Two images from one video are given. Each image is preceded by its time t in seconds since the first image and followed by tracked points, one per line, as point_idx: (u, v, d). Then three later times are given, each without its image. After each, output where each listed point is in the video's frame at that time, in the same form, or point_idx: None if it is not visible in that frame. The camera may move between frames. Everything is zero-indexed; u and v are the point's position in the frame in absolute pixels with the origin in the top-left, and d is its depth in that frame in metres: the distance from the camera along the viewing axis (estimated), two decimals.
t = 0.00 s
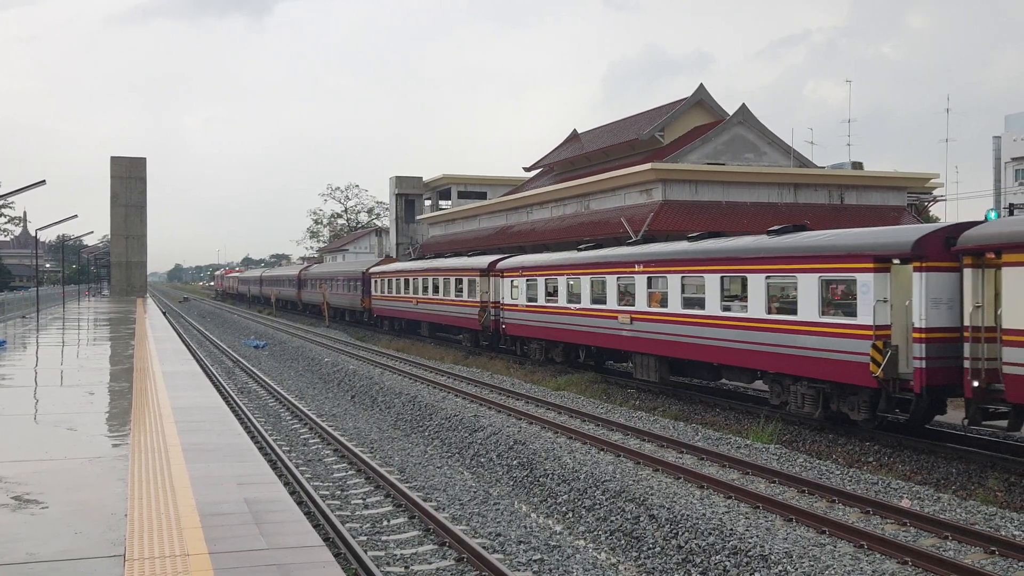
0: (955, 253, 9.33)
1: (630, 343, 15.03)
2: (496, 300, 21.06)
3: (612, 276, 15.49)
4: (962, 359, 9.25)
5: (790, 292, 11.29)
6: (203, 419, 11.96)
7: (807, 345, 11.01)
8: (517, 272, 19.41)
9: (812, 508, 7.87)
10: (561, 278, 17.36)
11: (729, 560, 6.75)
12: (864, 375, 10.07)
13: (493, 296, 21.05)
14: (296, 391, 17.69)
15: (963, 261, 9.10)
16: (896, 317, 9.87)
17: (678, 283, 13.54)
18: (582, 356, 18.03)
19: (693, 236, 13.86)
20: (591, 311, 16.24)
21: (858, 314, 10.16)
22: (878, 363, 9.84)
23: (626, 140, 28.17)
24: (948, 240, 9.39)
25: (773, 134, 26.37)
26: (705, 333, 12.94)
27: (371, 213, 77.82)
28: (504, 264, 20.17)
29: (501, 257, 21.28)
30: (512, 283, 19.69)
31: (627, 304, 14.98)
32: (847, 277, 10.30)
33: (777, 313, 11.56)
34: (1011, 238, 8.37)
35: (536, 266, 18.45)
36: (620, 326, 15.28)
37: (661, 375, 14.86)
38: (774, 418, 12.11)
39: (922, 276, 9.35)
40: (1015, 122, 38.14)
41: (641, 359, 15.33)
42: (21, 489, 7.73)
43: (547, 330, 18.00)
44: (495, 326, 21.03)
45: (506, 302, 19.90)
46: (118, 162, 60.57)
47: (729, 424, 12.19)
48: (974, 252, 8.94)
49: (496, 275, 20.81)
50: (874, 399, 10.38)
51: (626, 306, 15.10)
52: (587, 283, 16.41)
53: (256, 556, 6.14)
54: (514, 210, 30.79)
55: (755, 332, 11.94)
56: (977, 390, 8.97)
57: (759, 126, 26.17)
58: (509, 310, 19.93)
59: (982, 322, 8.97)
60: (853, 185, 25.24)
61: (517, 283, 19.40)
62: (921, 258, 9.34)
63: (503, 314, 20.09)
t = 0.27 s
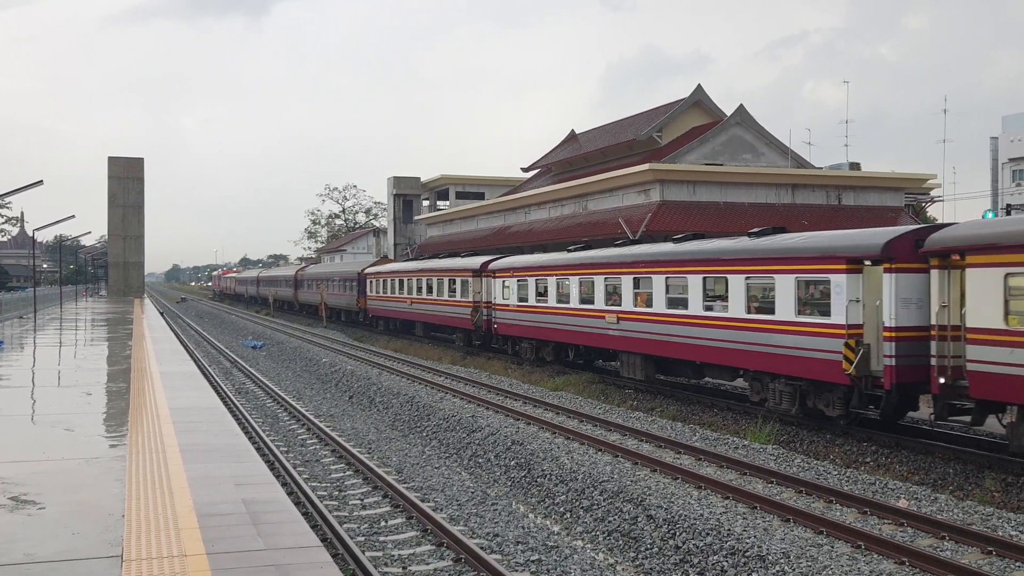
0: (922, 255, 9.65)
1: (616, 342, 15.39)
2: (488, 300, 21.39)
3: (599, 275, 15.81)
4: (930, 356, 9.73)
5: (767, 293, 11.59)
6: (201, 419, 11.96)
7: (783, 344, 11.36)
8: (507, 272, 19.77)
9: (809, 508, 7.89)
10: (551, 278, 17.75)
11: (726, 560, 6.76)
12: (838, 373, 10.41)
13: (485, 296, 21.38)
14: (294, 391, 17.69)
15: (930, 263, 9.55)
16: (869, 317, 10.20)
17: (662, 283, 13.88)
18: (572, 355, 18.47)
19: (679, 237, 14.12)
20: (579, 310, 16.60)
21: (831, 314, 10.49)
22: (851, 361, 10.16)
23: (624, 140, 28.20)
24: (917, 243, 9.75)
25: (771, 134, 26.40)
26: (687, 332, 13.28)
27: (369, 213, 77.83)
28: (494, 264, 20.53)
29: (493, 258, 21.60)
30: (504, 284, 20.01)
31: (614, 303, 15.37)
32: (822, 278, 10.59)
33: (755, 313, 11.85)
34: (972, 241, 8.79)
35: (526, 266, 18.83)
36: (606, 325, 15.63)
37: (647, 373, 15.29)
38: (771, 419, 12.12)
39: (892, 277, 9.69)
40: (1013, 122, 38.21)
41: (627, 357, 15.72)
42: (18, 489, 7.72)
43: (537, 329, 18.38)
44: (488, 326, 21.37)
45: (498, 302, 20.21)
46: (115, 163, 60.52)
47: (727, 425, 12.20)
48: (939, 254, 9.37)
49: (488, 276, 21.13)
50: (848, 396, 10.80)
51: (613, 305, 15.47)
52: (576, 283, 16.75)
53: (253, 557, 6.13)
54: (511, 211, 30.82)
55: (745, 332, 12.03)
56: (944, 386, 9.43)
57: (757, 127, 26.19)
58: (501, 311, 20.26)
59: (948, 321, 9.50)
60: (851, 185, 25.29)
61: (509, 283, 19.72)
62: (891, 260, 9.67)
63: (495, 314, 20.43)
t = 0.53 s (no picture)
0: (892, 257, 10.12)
1: (604, 341, 15.83)
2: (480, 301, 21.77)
3: (589, 276, 16.28)
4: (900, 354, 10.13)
5: (746, 293, 12.04)
6: (199, 420, 11.95)
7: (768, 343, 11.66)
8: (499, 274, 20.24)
9: (807, 509, 7.90)
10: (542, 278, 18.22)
11: (724, 560, 6.77)
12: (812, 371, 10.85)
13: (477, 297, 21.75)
14: (292, 391, 17.70)
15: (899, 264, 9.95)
16: (842, 317, 10.67)
17: (647, 284, 14.34)
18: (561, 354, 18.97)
19: (663, 239, 14.60)
20: (568, 310, 17.04)
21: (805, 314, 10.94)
22: (825, 359, 10.63)
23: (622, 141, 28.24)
24: (888, 245, 10.18)
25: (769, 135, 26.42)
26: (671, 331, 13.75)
27: (367, 214, 77.76)
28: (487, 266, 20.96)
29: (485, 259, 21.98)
30: (496, 285, 20.45)
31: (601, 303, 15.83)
32: (794, 279, 11.07)
33: (736, 312, 12.31)
34: (941, 243, 9.18)
35: (517, 267, 19.30)
36: (595, 325, 16.08)
37: (634, 372, 15.75)
38: (769, 420, 12.14)
39: (863, 279, 10.14)
40: (1012, 123, 38.21)
41: (614, 356, 16.19)
42: (15, 490, 7.72)
43: (528, 329, 18.84)
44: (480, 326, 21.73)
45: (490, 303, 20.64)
46: (112, 163, 60.42)
47: (724, 425, 12.21)
48: (908, 256, 9.79)
49: (480, 277, 21.52)
50: (821, 393, 11.28)
51: (601, 305, 15.92)
52: (565, 283, 17.22)
53: (250, 557, 6.13)
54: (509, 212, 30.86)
55: (738, 332, 12.22)
56: (913, 383, 9.80)
57: (755, 128, 26.22)
58: (492, 311, 20.69)
59: (915, 321, 9.77)
60: (848, 186, 25.32)
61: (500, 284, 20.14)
62: (862, 262, 10.11)
63: (487, 314, 20.83)
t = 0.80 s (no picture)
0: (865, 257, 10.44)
1: (592, 339, 16.18)
2: (473, 300, 21.98)
3: (577, 275, 16.57)
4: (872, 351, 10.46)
5: (727, 292, 12.37)
6: (198, 419, 11.95)
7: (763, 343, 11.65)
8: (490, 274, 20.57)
9: (805, 508, 7.91)
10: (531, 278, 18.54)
11: (722, 560, 6.78)
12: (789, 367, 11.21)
13: (470, 296, 21.96)
14: (290, 391, 17.70)
15: (874, 264, 10.35)
16: (818, 315, 11.03)
17: (633, 284, 14.69)
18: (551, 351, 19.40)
19: (656, 239, 14.71)
20: (557, 309, 17.38)
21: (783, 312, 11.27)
22: (801, 356, 11.00)
23: (620, 141, 28.26)
24: (861, 245, 10.49)
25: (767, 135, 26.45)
26: (653, 329, 14.11)
27: (366, 213, 77.73)
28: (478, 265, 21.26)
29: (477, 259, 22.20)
30: (488, 284, 20.72)
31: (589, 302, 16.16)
32: (772, 278, 11.43)
33: (718, 311, 12.63)
34: (911, 243, 9.47)
35: (508, 266, 19.63)
36: (582, 323, 16.42)
37: (620, 369, 16.09)
38: (768, 419, 12.14)
39: (838, 279, 10.48)
40: (1010, 122, 38.28)
41: (602, 353, 16.57)
42: (15, 489, 7.71)
43: (518, 327, 19.16)
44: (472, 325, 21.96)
45: (482, 302, 20.93)
46: (112, 163, 60.38)
47: (723, 425, 12.22)
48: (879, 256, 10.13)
49: (473, 276, 21.74)
50: (799, 388, 11.54)
51: (588, 304, 16.27)
52: (554, 283, 17.55)
53: (249, 556, 6.13)
54: (507, 211, 30.87)
55: (741, 332, 12.09)
56: (885, 378, 10.23)
57: (754, 127, 26.24)
58: (484, 310, 20.97)
59: (888, 317, 10.31)
60: (847, 185, 25.35)
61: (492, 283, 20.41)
62: (836, 262, 10.46)
63: (479, 312, 21.14)
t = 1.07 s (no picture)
0: (840, 256, 10.72)
1: (582, 337, 16.50)
2: (467, 299, 22.17)
3: (567, 275, 16.89)
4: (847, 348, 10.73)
5: (710, 291, 12.73)
6: (198, 419, 11.93)
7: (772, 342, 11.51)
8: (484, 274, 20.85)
9: (805, 508, 7.90)
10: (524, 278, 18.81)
11: (722, 559, 6.78)
12: (768, 364, 11.55)
13: (464, 296, 22.17)
14: (290, 391, 17.68)
15: (846, 264, 10.63)
16: (796, 313, 11.27)
17: (620, 283, 15.07)
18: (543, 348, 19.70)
19: (656, 238, 14.71)
20: (548, 308, 17.70)
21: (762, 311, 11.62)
22: (780, 353, 11.32)
23: (620, 140, 28.27)
24: (837, 246, 10.84)
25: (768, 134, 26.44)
26: (657, 330, 14.03)
27: (366, 213, 77.68)
28: (473, 264, 21.54)
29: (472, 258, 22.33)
30: (481, 283, 20.95)
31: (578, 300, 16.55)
32: (753, 278, 11.78)
33: (701, 310, 12.97)
34: (883, 244, 9.82)
35: (502, 266, 19.91)
36: (573, 321, 16.74)
37: (609, 366, 16.49)
38: (768, 418, 12.13)
39: (814, 278, 10.77)
40: (1011, 121, 38.25)
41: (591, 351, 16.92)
42: (14, 489, 7.70)
43: (510, 325, 19.45)
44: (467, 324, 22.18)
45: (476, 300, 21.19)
46: (112, 162, 60.29)
47: (723, 424, 12.22)
48: (852, 256, 10.46)
49: (468, 276, 21.91)
50: (777, 384, 11.88)
51: (579, 303, 16.59)
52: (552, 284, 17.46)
53: (249, 556, 6.12)
54: (507, 210, 30.86)
55: (749, 332, 11.89)
56: (857, 374, 10.46)
57: (754, 127, 26.24)
58: (479, 309, 21.19)
59: (861, 316, 10.45)
60: (847, 185, 25.34)
61: (486, 282, 20.65)
62: (812, 262, 10.77)
63: (474, 311, 21.37)
